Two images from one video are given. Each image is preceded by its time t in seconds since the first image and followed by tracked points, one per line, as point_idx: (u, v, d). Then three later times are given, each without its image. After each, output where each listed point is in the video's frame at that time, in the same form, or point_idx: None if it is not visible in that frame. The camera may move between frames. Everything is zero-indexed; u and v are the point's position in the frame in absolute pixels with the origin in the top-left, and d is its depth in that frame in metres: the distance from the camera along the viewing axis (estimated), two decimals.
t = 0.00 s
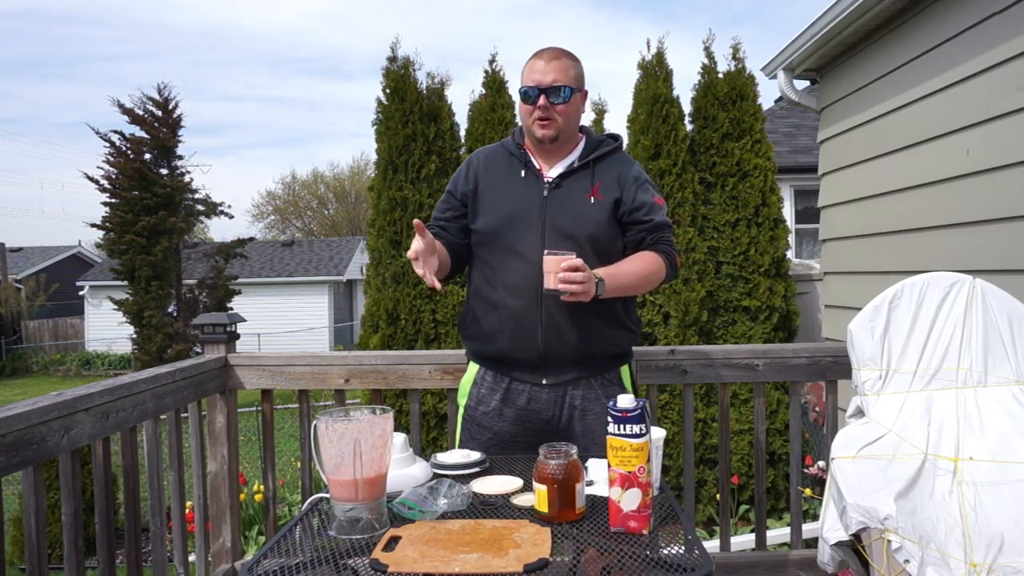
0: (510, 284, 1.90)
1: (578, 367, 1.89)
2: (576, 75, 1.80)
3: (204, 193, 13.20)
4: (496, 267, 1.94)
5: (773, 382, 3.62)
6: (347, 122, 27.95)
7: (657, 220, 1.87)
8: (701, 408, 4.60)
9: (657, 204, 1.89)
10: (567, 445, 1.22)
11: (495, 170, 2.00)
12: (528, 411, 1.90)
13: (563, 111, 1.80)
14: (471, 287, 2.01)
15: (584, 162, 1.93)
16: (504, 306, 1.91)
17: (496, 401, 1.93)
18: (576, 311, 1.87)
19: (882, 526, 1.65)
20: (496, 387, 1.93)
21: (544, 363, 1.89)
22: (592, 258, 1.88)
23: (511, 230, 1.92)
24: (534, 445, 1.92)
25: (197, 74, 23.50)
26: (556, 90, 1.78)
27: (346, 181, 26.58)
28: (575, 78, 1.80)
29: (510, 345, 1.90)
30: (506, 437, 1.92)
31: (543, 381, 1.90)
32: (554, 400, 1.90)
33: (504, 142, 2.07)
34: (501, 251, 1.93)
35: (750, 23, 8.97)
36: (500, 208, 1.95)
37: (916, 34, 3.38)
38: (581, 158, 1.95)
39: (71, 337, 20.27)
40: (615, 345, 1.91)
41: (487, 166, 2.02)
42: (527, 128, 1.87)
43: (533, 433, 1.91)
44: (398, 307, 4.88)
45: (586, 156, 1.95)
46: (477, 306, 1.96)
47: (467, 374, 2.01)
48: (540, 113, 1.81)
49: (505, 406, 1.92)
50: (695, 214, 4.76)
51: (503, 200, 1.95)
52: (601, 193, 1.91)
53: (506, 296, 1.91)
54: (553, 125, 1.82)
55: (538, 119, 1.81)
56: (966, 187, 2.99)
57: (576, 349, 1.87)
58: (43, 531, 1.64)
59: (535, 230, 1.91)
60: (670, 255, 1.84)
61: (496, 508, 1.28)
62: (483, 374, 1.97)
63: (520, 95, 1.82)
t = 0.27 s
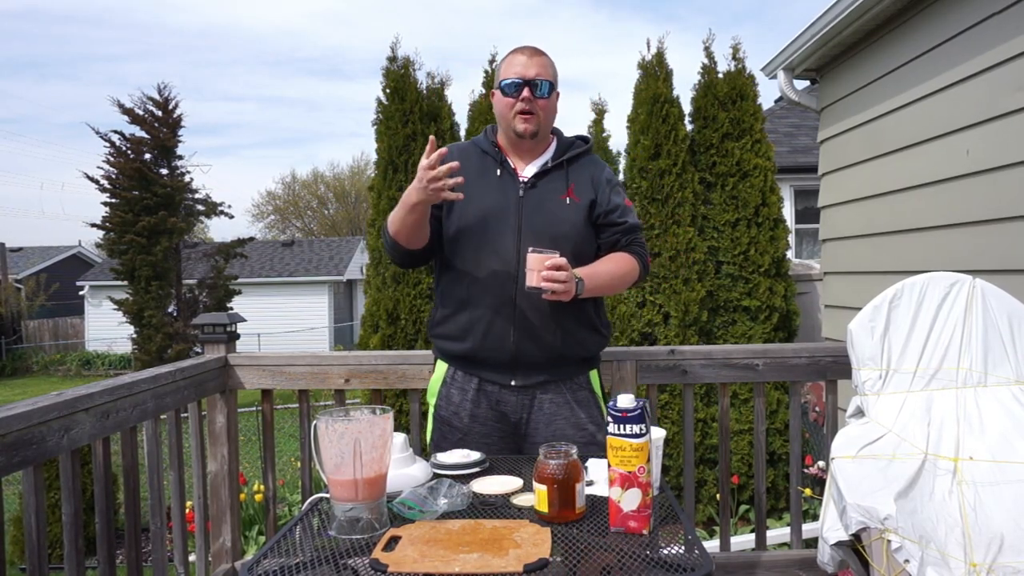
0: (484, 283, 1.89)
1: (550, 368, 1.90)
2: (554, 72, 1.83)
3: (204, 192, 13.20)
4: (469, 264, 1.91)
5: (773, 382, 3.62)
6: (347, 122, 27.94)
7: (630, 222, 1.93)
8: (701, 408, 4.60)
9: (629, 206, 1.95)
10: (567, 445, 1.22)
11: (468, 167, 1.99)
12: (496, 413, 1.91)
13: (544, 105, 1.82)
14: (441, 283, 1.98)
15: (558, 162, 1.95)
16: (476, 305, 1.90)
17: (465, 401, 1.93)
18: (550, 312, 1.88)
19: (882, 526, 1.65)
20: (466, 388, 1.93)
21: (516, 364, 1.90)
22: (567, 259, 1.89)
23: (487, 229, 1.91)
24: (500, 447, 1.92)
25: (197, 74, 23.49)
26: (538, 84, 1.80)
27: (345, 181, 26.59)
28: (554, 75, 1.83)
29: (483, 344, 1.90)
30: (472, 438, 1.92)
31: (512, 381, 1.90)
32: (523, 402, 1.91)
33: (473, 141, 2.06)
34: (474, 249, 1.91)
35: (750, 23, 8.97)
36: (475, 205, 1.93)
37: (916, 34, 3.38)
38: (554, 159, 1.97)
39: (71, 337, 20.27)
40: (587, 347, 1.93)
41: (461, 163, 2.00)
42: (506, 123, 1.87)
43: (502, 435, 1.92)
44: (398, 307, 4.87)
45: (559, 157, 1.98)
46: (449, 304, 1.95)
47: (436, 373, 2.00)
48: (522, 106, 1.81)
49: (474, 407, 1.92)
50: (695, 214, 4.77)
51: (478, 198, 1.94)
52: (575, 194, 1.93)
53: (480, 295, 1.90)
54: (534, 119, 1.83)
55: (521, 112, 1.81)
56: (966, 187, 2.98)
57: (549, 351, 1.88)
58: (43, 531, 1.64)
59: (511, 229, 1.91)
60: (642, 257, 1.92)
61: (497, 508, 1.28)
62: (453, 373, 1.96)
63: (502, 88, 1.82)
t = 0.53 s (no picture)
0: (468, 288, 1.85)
1: (531, 372, 1.91)
2: (536, 76, 1.82)
3: (204, 192, 13.20)
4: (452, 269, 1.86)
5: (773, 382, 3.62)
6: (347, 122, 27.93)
7: (605, 225, 2.02)
8: (701, 408, 4.60)
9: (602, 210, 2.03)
10: (567, 445, 1.22)
11: (447, 169, 1.93)
12: (477, 414, 1.89)
13: (526, 110, 1.82)
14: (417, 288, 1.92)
15: (537, 166, 1.95)
16: (459, 311, 1.87)
17: (444, 404, 1.89)
18: (534, 317, 1.88)
19: (882, 526, 1.65)
20: (445, 390, 1.89)
21: (499, 369, 1.88)
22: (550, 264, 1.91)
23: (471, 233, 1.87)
24: (480, 447, 1.91)
25: (197, 74, 23.49)
26: (521, 88, 1.79)
27: (346, 181, 26.59)
28: (535, 79, 1.82)
29: (466, 350, 1.87)
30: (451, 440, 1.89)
31: (494, 386, 1.89)
32: (503, 402, 1.90)
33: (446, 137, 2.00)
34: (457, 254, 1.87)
35: (750, 23, 8.97)
36: (458, 209, 1.89)
37: (916, 34, 3.38)
38: (534, 162, 1.97)
39: (71, 337, 20.27)
40: (566, 351, 1.96)
41: (439, 162, 1.93)
42: (487, 126, 1.85)
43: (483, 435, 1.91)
44: (398, 307, 4.87)
45: (537, 160, 1.98)
46: (427, 310, 1.89)
47: (411, 377, 1.94)
48: (504, 110, 1.80)
49: (453, 409, 1.89)
50: (695, 214, 4.77)
51: (461, 201, 1.90)
52: (556, 199, 1.94)
53: (463, 300, 1.86)
54: (516, 124, 1.82)
55: (504, 116, 1.80)
56: (966, 187, 2.99)
57: (532, 355, 1.89)
58: (43, 531, 1.64)
59: (495, 234, 1.89)
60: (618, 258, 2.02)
61: (497, 508, 1.28)
62: (430, 376, 1.92)
63: (484, 90, 1.80)
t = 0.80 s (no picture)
0: (469, 289, 1.85)
1: (533, 372, 1.92)
2: (529, 76, 1.82)
3: (204, 192, 13.20)
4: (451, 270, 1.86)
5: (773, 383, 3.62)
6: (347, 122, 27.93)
7: (602, 225, 2.04)
8: (701, 409, 4.59)
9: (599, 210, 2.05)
10: (567, 445, 1.22)
11: (445, 170, 1.92)
12: (479, 416, 1.89)
13: (518, 110, 1.81)
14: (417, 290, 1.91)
15: (533, 166, 1.95)
16: (459, 313, 1.86)
17: (446, 405, 1.89)
18: (535, 317, 1.89)
19: (882, 526, 1.64)
20: (447, 392, 1.89)
21: (501, 370, 1.88)
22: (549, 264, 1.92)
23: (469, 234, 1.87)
24: (481, 448, 1.91)
25: (197, 74, 23.49)
26: (513, 88, 1.78)
27: (345, 181, 26.59)
28: (529, 79, 1.82)
29: (467, 351, 1.86)
30: (453, 441, 1.89)
31: (495, 387, 1.89)
32: (506, 404, 1.90)
33: (442, 138, 2.00)
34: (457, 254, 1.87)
35: (750, 23, 8.98)
36: (456, 210, 1.90)
37: (916, 34, 3.38)
38: (530, 162, 1.96)
39: (71, 337, 20.27)
40: (567, 350, 1.96)
41: (436, 163, 1.93)
42: (480, 126, 1.85)
43: (485, 437, 1.90)
44: (398, 307, 4.87)
45: (534, 161, 1.97)
46: (428, 312, 1.88)
47: (411, 379, 1.94)
48: (496, 110, 1.80)
49: (455, 411, 1.88)
50: (695, 214, 4.77)
51: (459, 202, 1.89)
52: (554, 199, 1.95)
53: (463, 301, 1.86)
54: (509, 123, 1.82)
55: (496, 116, 1.80)
56: (966, 187, 2.99)
57: (534, 356, 1.89)
58: (43, 531, 1.64)
59: (494, 235, 1.89)
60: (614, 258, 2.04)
61: (497, 508, 1.28)
62: (431, 377, 1.91)
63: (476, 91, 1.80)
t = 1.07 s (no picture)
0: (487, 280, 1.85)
1: (555, 362, 1.91)
2: (537, 62, 1.83)
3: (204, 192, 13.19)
4: (469, 262, 1.86)
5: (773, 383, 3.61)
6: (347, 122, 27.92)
7: (620, 213, 2.04)
8: (701, 409, 4.60)
9: (616, 197, 2.05)
10: (567, 445, 1.22)
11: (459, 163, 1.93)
12: (501, 412, 1.88)
13: (528, 96, 1.82)
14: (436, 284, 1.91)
15: (548, 156, 1.97)
16: (478, 304, 1.86)
17: (468, 402, 1.88)
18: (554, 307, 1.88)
19: (882, 526, 1.64)
20: (468, 389, 1.88)
21: (522, 361, 1.87)
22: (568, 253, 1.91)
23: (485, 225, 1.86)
24: (503, 446, 1.89)
25: (197, 74, 23.49)
26: (521, 75, 1.79)
27: (345, 181, 26.59)
28: (537, 66, 1.83)
29: (488, 343, 1.85)
30: (475, 439, 1.87)
31: (518, 379, 1.88)
32: (528, 399, 1.89)
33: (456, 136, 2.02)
34: (474, 245, 1.86)
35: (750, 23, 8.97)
36: (471, 201, 1.88)
37: (916, 34, 3.38)
38: (543, 151, 1.98)
39: (70, 337, 20.27)
40: (587, 339, 1.96)
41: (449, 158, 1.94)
42: (491, 116, 1.86)
43: (506, 434, 1.89)
44: (398, 307, 4.87)
45: (547, 151, 1.99)
46: (447, 305, 1.88)
47: (432, 376, 1.93)
48: (505, 98, 1.81)
49: (477, 407, 1.87)
50: (695, 214, 4.77)
51: (473, 193, 1.88)
52: (569, 187, 1.96)
53: (481, 293, 1.85)
54: (518, 110, 1.82)
55: (505, 103, 1.81)
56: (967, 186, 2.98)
57: (554, 345, 1.89)
58: (43, 531, 1.64)
59: (511, 225, 1.88)
60: (635, 246, 2.03)
61: (496, 508, 1.27)
62: (452, 374, 1.90)
63: (485, 81, 1.82)
